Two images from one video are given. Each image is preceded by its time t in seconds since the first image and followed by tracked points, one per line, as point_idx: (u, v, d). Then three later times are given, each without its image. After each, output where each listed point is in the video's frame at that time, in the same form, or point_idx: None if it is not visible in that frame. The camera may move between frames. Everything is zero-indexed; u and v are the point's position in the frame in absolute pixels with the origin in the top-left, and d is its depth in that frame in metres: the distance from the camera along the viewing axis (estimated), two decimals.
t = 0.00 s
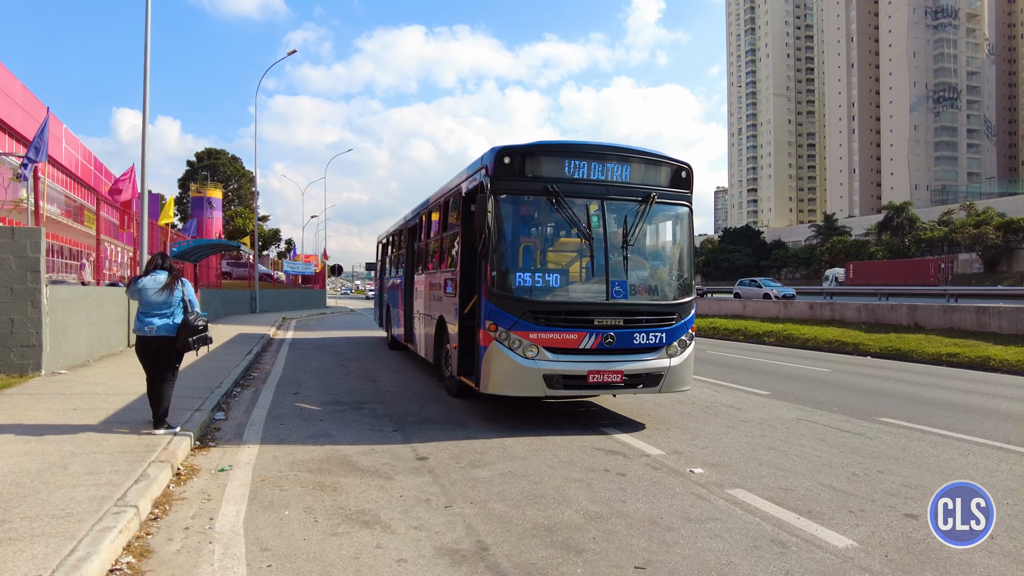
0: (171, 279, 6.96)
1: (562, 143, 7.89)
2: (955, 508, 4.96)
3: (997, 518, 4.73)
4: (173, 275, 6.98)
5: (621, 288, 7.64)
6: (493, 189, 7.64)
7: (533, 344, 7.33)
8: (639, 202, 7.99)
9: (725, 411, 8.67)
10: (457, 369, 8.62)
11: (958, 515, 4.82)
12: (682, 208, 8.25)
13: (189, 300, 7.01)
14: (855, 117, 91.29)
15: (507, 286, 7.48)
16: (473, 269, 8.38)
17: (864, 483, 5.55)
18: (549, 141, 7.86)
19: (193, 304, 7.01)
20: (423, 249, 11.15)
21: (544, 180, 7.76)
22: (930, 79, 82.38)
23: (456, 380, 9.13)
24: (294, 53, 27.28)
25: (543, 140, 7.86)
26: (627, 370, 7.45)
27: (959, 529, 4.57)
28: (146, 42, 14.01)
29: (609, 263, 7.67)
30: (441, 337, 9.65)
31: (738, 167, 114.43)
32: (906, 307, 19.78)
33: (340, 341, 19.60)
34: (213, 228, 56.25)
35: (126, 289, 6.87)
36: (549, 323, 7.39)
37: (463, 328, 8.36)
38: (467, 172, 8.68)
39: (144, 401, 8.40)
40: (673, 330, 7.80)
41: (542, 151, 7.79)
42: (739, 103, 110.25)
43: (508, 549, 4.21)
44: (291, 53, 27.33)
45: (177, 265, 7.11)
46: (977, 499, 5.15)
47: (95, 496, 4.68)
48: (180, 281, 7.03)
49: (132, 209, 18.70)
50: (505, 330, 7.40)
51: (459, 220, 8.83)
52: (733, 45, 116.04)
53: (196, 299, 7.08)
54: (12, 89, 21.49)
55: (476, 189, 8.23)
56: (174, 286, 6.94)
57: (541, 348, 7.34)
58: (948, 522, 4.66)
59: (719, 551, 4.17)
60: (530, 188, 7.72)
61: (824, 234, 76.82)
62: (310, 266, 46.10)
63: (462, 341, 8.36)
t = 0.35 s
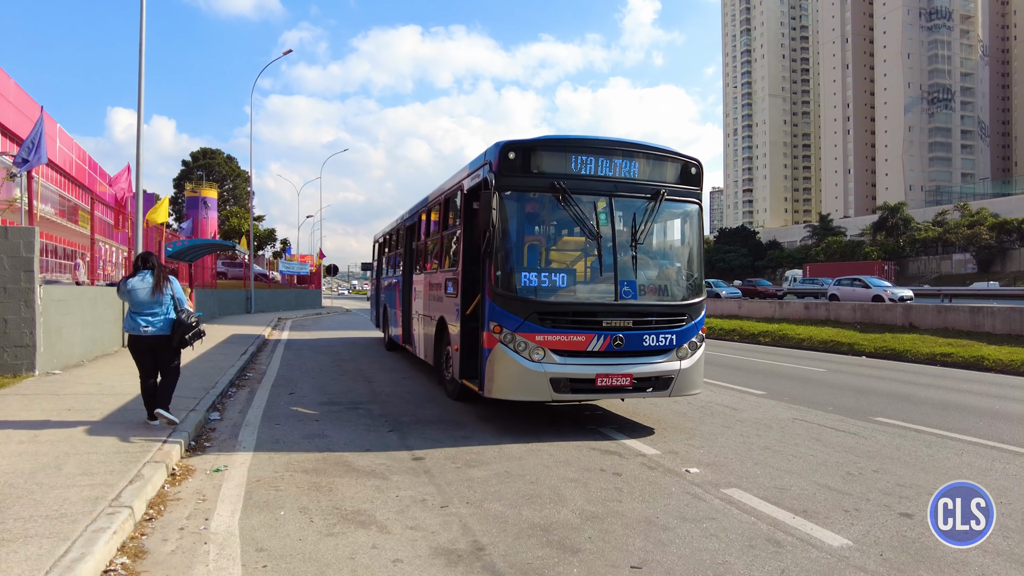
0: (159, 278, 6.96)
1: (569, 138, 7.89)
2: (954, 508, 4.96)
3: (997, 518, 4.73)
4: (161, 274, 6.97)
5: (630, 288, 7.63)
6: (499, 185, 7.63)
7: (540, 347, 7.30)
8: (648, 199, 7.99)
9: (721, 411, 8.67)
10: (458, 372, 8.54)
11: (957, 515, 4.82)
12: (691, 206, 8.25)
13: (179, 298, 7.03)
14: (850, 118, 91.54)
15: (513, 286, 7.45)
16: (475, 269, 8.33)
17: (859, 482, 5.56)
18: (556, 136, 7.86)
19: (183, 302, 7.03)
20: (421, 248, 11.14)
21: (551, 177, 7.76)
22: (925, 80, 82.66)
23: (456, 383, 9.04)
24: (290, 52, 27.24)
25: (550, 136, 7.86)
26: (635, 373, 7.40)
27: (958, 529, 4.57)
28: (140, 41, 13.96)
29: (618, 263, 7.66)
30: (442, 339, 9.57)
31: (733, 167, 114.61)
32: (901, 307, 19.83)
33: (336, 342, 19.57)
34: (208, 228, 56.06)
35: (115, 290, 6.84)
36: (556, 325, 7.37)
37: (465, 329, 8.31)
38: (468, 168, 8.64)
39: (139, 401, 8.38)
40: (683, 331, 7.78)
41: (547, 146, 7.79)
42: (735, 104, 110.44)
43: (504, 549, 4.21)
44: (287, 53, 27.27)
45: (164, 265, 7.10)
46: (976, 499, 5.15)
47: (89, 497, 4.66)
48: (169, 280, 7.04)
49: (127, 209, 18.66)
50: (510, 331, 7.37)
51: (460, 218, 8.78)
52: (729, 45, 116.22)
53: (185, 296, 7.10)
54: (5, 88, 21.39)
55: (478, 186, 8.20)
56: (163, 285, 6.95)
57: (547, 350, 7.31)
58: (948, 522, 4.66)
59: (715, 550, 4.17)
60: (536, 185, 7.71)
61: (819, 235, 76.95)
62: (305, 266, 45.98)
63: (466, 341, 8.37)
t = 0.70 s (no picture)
0: (154, 278, 6.97)
1: (582, 130, 7.36)
2: (955, 508, 4.95)
3: (996, 518, 4.72)
4: (156, 274, 6.99)
5: (647, 288, 7.10)
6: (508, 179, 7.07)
7: (552, 351, 6.77)
8: (664, 194, 7.47)
9: (717, 411, 8.67)
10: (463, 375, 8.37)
11: (957, 514, 4.81)
12: (709, 202, 7.74)
13: (173, 298, 7.03)
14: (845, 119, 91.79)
15: (523, 286, 6.91)
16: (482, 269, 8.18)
17: (855, 482, 5.56)
18: (568, 127, 7.31)
19: (177, 301, 7.03)
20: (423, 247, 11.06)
21: (563, 171, 7.21)
22: (920, 81, 82.94)
23: (461, 387, 8.81)
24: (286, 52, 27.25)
25: (562, 127, 7.31)
26: (653, 378, 6.91)
27: (959, 529, 4.56)
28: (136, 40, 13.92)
29: (634, 261, 7.12)
30: (446, 340, 9.45)
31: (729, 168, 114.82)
32: (897, 307, 19.90)
33: (332, 342, 19.58)
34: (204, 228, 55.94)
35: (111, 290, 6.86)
36: (569, 327, 6.83)
37: (470, 331, 8.10)
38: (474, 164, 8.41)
39: (134, 401, 8.36)
40: (701, 334, 7.26)
41: (559, 139, 7.26)
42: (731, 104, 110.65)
43: (501, 550, 4.20)
44: (283, 53, 27.26)
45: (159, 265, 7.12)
46: (976, 499, 5.14)
47: (83, 498, 4.64)
48: (164, 279, 7.05)
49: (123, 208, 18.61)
50: (521, 334, 6.83)
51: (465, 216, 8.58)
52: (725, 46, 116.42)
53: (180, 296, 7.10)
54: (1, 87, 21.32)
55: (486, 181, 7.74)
56: (158, 285, 6.96)
57: (561, 354, 6.77)
58: (948, 522, 4.65)
59: (711, 550, 4.17)
60: (548, 179, 7.16)
61: (814, 235, 77.12)
62: (301, 266, 45.96)
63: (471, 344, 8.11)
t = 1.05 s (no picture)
0: (160, 280, 7.01)
1: (604, 119, 6.77)
2: (955, 508, 4.94)
3: (995, 518, 4.71)
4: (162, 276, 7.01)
5: (674, 289, 6.56)
6: (525, 171, 6.50)
7: (574, 357, 6.21)
8: (692, 188, 6.89)
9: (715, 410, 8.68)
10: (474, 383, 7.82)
11: (957, 515, 4.80)
12: (738, 196, 7.17)
13: (177, 301, 7.02)
14: (842, 119, 91.97)
15: (540, 287, 6.35)
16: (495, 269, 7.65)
17: (852, 481, 5.57)
18: (589, 116, 6.73)
19: (180, 305, 7.01)
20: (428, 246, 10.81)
21: (585, 162, 6.64)
22: (916, 82, 83.16)
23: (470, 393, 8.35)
24: (284, 52, 27.26)
25: (583, 115, 6.73)
26: (681, 387, 6.34)
27: (958, 529, 4.55)
28: (133, 39, 13.90)
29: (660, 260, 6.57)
30: (454, 344, 8.91)
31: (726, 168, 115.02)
32: (893, 307, 19.96)
33: (329, 342, 19.59)
34: (202, 229, 55.85)
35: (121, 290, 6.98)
36: (591, 331, 6.26)
37: (481, 335, 7.56)
38: (485, 157, 7.90)
39: (131, 402, 8.36)
40: (731, 338, 6.70)
41: (579, 127, 6.66)
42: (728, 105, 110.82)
43: (499, 550, 4.20)
44: (281, 53, 27.26)
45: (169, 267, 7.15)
46: (976, 499, 5.14)
47: (80, 498, 4.63)
48: (170, 283, 7.07)
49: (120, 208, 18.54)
50: (539, 339, 6.28)
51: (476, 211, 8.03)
52: (723, 47, 116.59)
53: (184, 299, 7.08)
54: None
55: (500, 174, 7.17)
56: (162, 287, 6.98)
57: (582, 361, 6.21)
58: (948, 522, 4.65)
59: (709, 550, 4.17)
60: (567, 171, 6.59)
61: (811, 235, 77.25)
62: (299, 266, 45.99)
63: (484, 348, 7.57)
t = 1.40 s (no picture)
0: (171, 280, 7.33)
1: (638, 102, 6.12)
2: (954, 508, 4.94)
3: (994, 518, 4.71)
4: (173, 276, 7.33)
5: (715, 290, 5.94)
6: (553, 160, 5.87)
7: (607, 364, 5.61)
8: (732, 178, 6.28)
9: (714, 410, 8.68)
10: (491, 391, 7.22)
11: (957, 515, 4.80)
12: (779, 187, 6.57)
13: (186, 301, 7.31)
14: (840, 120, 92.09)
15: (568, 288, 5.75)
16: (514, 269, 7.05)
17: (850, 481, 5.58)
18: (622, 98, 6.07)
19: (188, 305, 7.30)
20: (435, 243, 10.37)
21: (617, 150, 6.00)
22: (914, 83, 83.30)
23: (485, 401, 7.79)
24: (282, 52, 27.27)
25: (615, 98, 6.07)
26: (723, 397, 5.73)
27: (958, 529, 4.55)
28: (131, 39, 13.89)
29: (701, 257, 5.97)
30: (468, 348, 8.31)
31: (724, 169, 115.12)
32: (891, 308, 19.99)
33: (328, 342, 19.61)
34: (200, 229, 55.74)
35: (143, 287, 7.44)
36: (626, 336, 5.64)
37: (499, 340, 6.94)
38: (502, 146, 7.27)
39: (129, 402, 8.37)
40: (775, 342, 6.09)
41: (610, 112, 6.02)
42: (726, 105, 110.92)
43: (497, 550, 4.20)
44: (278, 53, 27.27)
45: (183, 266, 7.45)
46: (976, 499, 5.14)
47: (78, 498, 4.63)
48: (180, 283, 7.36)
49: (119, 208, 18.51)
50: (569, 345, 5.67)
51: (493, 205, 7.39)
52: (721, 47, 116.69)
53: (194, 298, 7.38)
54: None
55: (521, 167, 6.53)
56: (172, 287, 7.30)
57: (617, 368, 5.61)
58: (948, 522, 4.64)
59: (707, 550, 4.18)
60: (599, 159, 5.95)
61: (808, 235, 77.37)
62: (297, 267, 46.01)
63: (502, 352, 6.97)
